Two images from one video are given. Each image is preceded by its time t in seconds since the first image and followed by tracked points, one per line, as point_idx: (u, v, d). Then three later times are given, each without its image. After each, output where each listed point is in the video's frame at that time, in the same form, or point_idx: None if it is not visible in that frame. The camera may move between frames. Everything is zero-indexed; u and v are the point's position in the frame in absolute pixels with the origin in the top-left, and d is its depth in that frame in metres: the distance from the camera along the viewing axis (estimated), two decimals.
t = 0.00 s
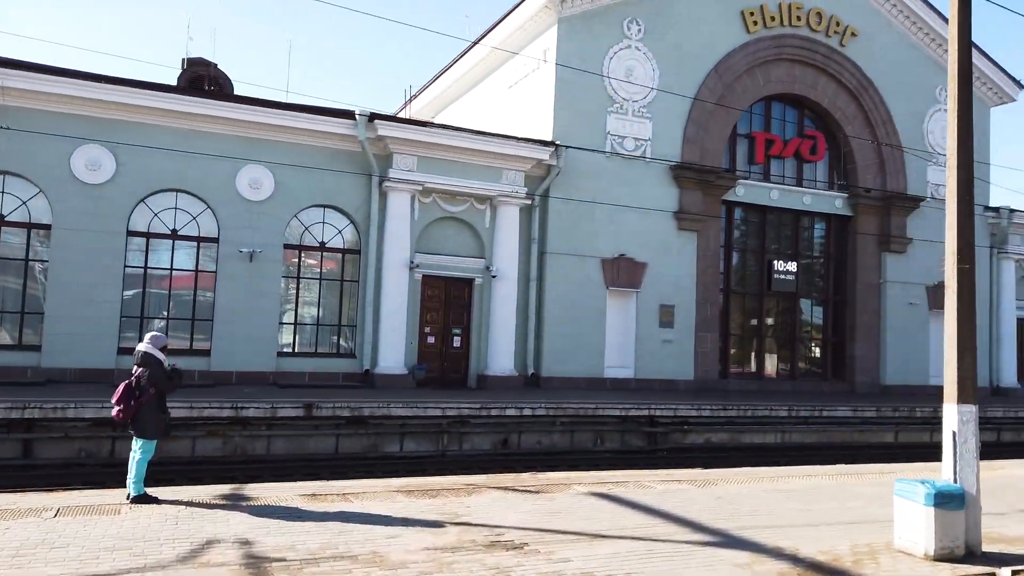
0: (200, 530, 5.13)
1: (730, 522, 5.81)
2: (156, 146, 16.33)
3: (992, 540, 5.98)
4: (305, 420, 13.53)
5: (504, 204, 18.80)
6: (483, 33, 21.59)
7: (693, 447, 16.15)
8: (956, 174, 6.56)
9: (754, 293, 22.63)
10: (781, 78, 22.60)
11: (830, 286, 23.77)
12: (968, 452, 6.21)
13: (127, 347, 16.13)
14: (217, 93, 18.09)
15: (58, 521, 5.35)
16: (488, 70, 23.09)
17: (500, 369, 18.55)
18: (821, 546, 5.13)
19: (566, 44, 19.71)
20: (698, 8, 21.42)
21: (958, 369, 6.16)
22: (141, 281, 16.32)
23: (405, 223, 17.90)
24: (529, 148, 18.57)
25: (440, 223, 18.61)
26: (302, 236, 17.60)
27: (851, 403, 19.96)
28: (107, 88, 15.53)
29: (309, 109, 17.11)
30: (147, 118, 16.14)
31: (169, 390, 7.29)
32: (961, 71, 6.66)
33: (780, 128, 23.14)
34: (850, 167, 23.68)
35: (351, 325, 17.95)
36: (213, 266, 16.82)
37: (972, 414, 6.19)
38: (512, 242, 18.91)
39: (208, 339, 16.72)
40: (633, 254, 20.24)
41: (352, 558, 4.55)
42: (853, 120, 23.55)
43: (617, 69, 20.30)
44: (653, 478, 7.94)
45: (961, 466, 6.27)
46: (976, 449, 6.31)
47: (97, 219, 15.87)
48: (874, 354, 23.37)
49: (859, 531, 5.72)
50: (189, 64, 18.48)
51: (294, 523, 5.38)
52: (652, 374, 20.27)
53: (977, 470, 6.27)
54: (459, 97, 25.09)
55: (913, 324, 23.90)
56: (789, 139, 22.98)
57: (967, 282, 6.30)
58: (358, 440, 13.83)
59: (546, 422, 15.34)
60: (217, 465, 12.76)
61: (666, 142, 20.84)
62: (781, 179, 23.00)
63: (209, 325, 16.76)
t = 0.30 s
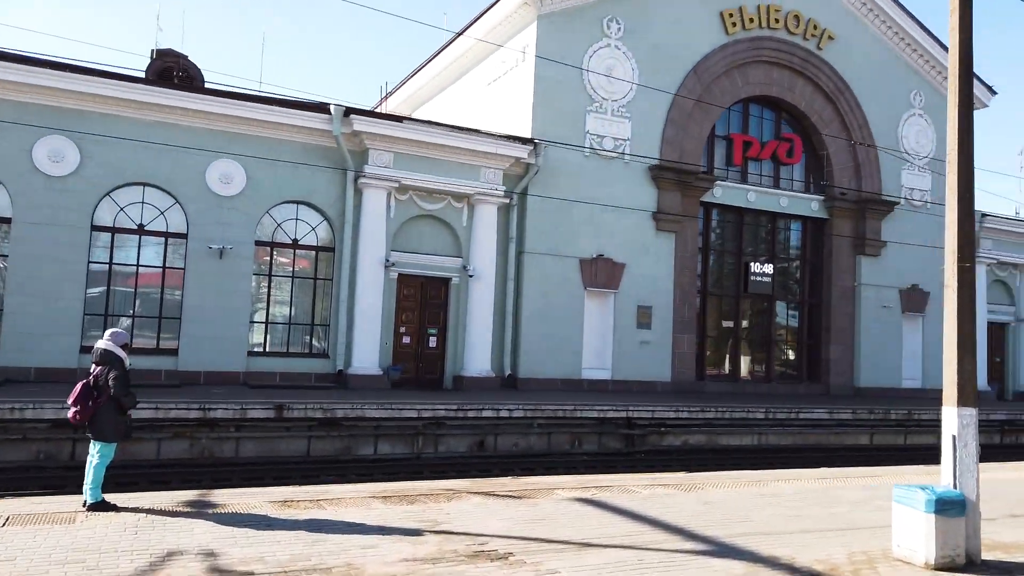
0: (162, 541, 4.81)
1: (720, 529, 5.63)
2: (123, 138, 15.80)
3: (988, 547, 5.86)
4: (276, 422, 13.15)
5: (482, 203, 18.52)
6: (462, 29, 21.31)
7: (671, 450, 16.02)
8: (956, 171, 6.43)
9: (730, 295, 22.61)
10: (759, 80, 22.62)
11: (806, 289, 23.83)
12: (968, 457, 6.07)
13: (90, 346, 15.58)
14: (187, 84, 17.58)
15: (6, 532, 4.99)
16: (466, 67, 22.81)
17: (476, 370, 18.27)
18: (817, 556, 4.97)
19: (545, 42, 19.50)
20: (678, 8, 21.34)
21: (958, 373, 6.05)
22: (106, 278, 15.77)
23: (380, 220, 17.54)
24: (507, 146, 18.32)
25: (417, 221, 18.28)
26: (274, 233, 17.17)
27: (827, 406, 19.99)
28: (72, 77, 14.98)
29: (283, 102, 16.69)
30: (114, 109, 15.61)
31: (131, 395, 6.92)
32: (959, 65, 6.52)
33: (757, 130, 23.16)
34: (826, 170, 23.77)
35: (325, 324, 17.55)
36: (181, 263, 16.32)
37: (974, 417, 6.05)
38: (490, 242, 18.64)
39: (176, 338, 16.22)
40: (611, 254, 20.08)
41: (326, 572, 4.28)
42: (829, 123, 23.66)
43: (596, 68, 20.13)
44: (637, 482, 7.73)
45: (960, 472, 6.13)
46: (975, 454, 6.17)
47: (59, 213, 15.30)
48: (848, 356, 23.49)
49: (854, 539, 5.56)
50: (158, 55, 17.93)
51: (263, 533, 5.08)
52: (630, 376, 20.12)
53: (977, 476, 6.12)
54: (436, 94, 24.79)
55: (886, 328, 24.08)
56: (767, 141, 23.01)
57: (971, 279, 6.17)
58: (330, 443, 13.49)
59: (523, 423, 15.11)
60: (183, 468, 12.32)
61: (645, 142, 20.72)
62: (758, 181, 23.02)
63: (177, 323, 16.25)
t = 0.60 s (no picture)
0: (117, 553, 4.52)
1: (707, 537, 5.46)
2: (88, 130, 15.27)
3: (979, 554, 5.75)
4: (245, 425, 12.76)
5: (458, 202, 18.25)
6: (439, 26, 21.06)
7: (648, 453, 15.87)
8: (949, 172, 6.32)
9: (707, 297, 22.59)
10: (736, 83, 22.64)
11: (781, 291, 23.88)
12: (963, 462, 5.96)
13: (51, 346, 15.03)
14: (156, 76, 17.10)
15: None
16: (443, 65, 22.56)
17: (452, 372, 17.98)
18: (808, 564, 4.81)
19: (523, 41, 19.30)
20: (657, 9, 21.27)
21: (954, 375, 5.93)
22: (68, 276, 15.23)
23: (354, 218, 17.18)
24: (484, 145, 18.07)
25: (392, 219, 17.96)
26: (245, 231, 16.75)
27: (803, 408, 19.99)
28: (34, 66, 14.44)
29: (255, 96, 16.29)
30: (78, 100, 15.08)
31: (84, 404, 6.54)
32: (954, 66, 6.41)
33: (734, 133, 23.18)
34: (801, 174, 23.87)
35: (296, 324, 17.15)
36: (147, 260, 15.83)
37: (970, 422, 5.95)
38: (467, 242, 18.37)
39: (141, 337, 15.72)
40: (588, 255, 19.93)
41: None
42: (805, 127, 23.76)
43: (575, 68, 19.97)
44: (618, 487, 7.53)
45: (955, 479, 6.01)
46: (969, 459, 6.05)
47: (19, 207, 14.74)
48: (823, 359, 23.59)
49: (844, 546, 5.42)
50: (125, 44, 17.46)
51: (227, 544, 4.81)
52: (606, 378, 19.97)
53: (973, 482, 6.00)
54: (413, 92, 24.50)
55: (860, 331, 24.23)
56: (743, 144, 23.04)
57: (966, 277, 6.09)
58: (301, 446, 13.13)
59: (499, 426, 14.87)
60: (147, 471, 11.90)
61: (623, 143, 20.60)
62: (735, 184, 23.02)
63: (143, 322, 15.75)
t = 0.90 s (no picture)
0: (65, 566, 4.20)
1: (696, 544, 5.24)
2: (54, 122, 14.76)
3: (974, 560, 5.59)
4: (215, 427, 12.37)
5: (438, 200, 17.94)
6: (418, 22, 20.75)
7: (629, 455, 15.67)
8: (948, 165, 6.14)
9: (687, 299, 22.48)
10: (717, 84, 22.56)
11: (762, 293, 23.83)
12: (963, 466, 5.79)
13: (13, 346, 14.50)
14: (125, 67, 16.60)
15: None
16: (423, 62, 22.26)
17: (430, 374, 17.65)
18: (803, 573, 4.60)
19: (504, 38, 19.06)
20: (639, 8, 21.13)
21: (953, 376, 5.78)
22: (32, 273, 14.71)
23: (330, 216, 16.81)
24: (464, 142, 17.78)
25: (370, 217, 17.62)
26: (217, 227, 16.32)
27: (784, 410, 19.92)
28: None
29: (228, 90, 15.86)
30: (44, 91, 14.57)
31: (35, 403, 6.31)
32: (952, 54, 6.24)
33: (715, 133, 23.11)
34: (781, 176, 23.85)
35: (270, 324, 16.75)
36: (116, 257, 15.35)
37: (970, 423, 5.78)
38: (446, 241, 18.06)
39: (109, 337, 15.23)
40: (569, 255, 19.71)
41: None
42: (785, 129, 23.74)
43: (556, 66, 19.75)
44: (601, 492, 7.29)
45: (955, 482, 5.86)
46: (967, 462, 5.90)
47: None
48: (802, 361, 23.59)
49: (838, 554, 5.23)
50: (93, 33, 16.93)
51: (186, 554, 4.51)
52: (587, 380, 19.76)
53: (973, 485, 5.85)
54: (392, 89, 24.17)
55: (839, 333, 24.26)
56: (724, 145, 22.97)
57: (965, 273, 5.94)
58: (274, 449, 12.77)
59: (478, 428, 14.60)
60: (113, 476, 11.47)
61: (604, 142, 20.42)
62: (715, 185, 22.95)
63: (110, 321, 15.27)
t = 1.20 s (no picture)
0: None
1: (696, 560, 5.02)
2: (33, 117, 14.38)
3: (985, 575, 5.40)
4: (197, 431, 12.03)
5: (427, 200, 17.65)
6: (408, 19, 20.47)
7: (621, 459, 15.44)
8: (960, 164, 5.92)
9: (679, 300, 22.29)
10: (709, 84, 22.39)
11: (753, 295, 23.69)
12: (978, 478, 5.61)
13: None
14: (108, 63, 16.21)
15: None
16: (412, 60, 21.97)
17: (418, 376, 17.34)
18: None
19: (494, 35, 18.81)
20: (631, 7, 20.92)
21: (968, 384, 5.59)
22: (9, 273, 14.32)
23: (317, 215, 16.49)
24: (454, 141, 17.51)
25: (357, 217, 17.32)
26: (201, 226, 15.96)
27: (776, 413, 19.75)
28: None
29: (213, 86, 15.52)
30: (23, 86, 14.18)
31: None
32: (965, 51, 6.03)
33: (706, 134, 22.94)
34: (773, 177, 23.72)
35: (255, 325, 16.41)
36: (97, 256, 14.97)
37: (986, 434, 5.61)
38: (436, 242, 17.76)
39: (89, 338, 14.85)
40: (560, 256, 19.47)
41: None
42: (776, 130, 23.61)
43: (547, 65, 19.51)
44: (596, 502, 7.07)
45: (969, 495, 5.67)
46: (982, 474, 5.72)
47: None
48: (793, 363, 23.46)
49: (845, 570, 5.03)
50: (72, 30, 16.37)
51: None
52: (577, 382, 19.53)
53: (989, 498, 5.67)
54: (381, 86, 23.89)
55: (830, 335, 24.16)
56: (716, 146, 22.81)
57: (979, 276, 5.73)
58: (258, 454, 12.45)
59: (468, 431, 14.34)
60: (89, 482, 11.09)
61: (596, 142, 20.20)
62: (707, 186, 22.78)
63: (90, 322, 14.88)
